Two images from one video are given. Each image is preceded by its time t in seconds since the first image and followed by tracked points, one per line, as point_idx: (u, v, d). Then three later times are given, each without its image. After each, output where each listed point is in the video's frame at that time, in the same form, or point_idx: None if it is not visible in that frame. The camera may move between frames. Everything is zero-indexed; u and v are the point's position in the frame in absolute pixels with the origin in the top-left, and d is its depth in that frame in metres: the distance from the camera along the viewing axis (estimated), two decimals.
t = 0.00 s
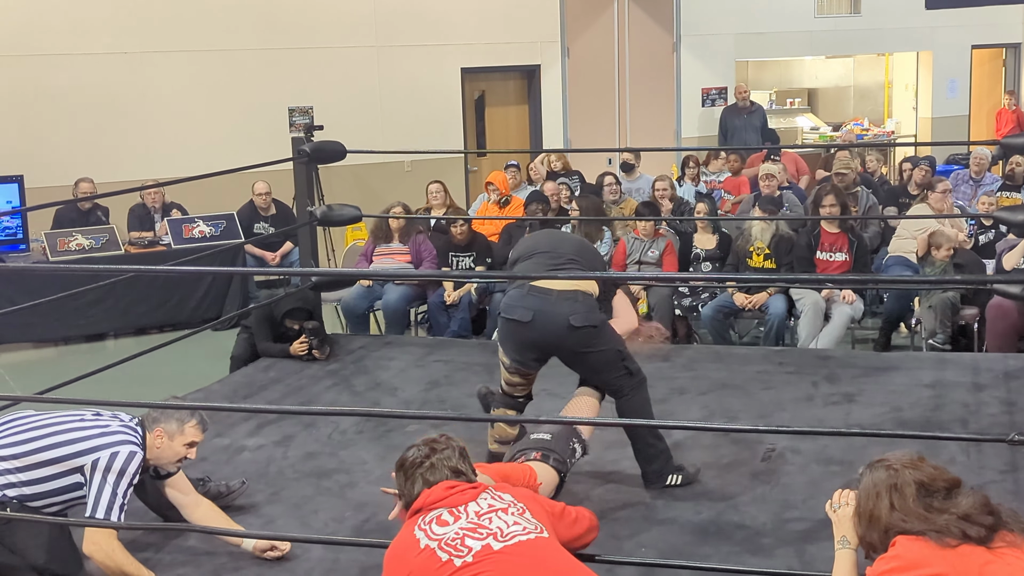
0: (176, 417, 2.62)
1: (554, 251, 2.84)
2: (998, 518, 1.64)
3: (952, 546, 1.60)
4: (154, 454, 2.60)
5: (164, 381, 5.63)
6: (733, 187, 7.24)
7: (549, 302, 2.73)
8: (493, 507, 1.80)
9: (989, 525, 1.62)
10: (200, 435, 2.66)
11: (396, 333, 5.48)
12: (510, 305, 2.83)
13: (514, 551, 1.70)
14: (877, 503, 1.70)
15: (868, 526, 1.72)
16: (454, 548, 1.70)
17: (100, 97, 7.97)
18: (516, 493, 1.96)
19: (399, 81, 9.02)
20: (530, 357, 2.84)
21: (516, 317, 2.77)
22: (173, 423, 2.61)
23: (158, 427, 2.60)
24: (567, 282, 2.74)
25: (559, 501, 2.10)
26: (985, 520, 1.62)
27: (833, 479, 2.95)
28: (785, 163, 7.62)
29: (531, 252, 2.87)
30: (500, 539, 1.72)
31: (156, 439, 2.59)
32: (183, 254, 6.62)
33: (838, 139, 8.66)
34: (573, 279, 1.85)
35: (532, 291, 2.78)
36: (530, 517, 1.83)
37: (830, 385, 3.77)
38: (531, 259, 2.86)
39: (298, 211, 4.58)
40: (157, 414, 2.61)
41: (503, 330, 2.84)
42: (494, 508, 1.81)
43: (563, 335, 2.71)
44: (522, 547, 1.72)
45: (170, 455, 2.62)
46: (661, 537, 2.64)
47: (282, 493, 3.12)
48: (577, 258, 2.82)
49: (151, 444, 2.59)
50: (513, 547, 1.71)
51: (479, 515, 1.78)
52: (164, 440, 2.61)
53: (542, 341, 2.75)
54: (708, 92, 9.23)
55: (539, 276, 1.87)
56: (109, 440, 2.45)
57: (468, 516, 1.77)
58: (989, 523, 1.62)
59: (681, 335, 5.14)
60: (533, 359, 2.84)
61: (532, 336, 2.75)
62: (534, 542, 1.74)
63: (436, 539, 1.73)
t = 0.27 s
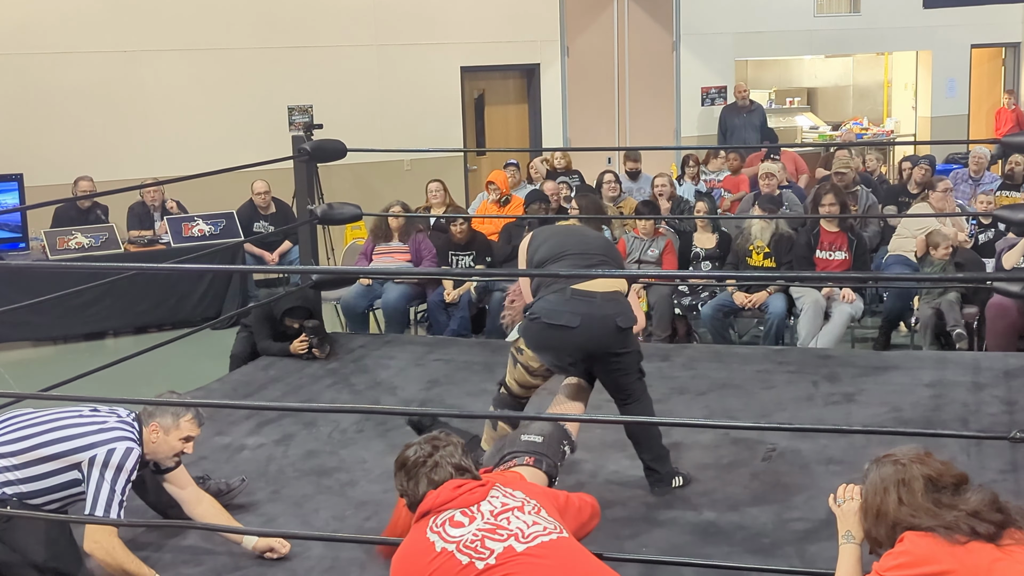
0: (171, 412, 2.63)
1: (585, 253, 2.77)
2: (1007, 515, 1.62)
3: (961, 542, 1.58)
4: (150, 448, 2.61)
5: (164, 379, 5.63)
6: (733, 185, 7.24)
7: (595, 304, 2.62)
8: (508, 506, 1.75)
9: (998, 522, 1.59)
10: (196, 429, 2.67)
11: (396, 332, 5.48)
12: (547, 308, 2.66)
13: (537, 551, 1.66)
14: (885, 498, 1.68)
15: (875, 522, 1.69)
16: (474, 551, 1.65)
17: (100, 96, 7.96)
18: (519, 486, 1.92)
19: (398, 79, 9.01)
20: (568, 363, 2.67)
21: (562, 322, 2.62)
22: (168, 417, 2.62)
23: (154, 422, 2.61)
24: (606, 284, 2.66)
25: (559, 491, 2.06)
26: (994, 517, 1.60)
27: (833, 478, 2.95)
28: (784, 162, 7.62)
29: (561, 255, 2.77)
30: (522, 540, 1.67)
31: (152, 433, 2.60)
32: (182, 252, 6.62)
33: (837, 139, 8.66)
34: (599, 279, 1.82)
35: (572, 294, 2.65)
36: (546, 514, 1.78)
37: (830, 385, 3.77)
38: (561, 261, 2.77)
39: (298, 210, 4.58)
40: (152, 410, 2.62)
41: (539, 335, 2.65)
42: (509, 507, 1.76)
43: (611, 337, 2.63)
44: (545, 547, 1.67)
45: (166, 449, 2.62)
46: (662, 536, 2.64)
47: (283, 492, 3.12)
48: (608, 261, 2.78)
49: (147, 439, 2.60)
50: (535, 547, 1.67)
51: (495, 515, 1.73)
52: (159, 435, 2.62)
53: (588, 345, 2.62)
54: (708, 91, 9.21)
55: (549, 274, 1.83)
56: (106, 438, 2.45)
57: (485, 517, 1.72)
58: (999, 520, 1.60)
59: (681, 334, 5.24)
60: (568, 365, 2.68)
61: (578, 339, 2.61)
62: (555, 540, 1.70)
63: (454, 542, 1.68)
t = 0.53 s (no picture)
0: (167, 407, 2.63)
1: (543, 259, 2.57)
2: (1013, 516, 1.59)
3: (967, 544, 1.55)
4: (148, 444, 2.61)
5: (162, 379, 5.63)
6: (732, 186, 7.24)
7: (549, 319, 2.50)
8: (518, 505, 1.72)
9: (1004, 524, 1.57)
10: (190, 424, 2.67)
11: (395, 333, 5.48)
12: (504, 324, 2.56)
13: (552, 554, 1.63)
14: (889, 498, 1.65)
15: (879, 522, 1.66)
16: (488, 554, 1.62)
17: (98, 95, 7.95)
18: (525, 480, 1.89)
19: (397, 80, 9.00)
20: (531, 379, 2.57)
21: (517, 339, 2.52)
22: (164, 414, 2.62)
23: (150, 419, 2.60)
24: (564, 294, 2.51)
25: (566, 483, 2.02)
26: (1001, 519, 1.57)
27: (833, 479, 2.95)
28: (783, 163, 7.62)
29: (517, 263, 2.58)
30: (536, 543, 1.64)
31: (149, 430, 2.60)
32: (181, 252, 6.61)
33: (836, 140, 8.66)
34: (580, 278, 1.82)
35: (528, 307, 2.53)
36: (556, 513, 1.76)
37: (829, 385, 3.77)
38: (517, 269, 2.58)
39: (297, 210, 4.57)
40: (148, 405, 2.62)
41: (499, 352, 2.57)
42: (519, 506, 1.72)
43: (567, 354, 2.51)
44: (561, 549, 1.64)
45: (165, 443, 2.63)
46: (660, 537, 2.63)
47: (281, 493, 3.12)
48: (566, 265, 2.57)
49: (145, 435, 2.60)
50: (550, 549, 1.64)
51: (505, 515, 1.69)
52: (157, 430, 2.62)
53: (546, 362, 2.52)
54: (707, 92, 9.24)
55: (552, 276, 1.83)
56: (99, 435, 2.44)
57: (496, 517, 1.68)
58: (1005, 522, 1.57)
59: (680, 335, 5.22)
60: (532, 381, 2.58)
61: (533, 358, 2.52)
62: (570, 542, 1.67)
63: (465, 543, 1.65)
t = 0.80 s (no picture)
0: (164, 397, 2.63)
1: (557, 259, 2.57)
2: (1020, 517, 1.59)
3: (976, 545, 1.55)
4: (144, 434, 2.62)
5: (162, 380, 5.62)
6: (733, 186, 7.24)
7: (561, 320, 2.50)
8: (552, 514, 1.66)
9: (1011, 525, 1.57)
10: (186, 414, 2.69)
11: (396, 332, 5.48)
12: (515, 324, 2.56)
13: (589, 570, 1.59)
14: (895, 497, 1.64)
15: (884, 521, 1.66)
16: (524, 568, 1.58)
17: (100, 95, 7.95)
18: (555, 482, 1.81)
19: (399, 80, 9.01)
20: (540, 380, 2.57)
21: (529, 340, 2.51)
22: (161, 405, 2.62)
23: (146, 409, 2.60)
24: (577, 296, 2.51)
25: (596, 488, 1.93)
26: (1009, 520, 1.57)
27: (834, 479, 2.95)
28: (784, 163, 7.62)
29: (531, 262, 2.57)
30: (574, 558, 1.60)
31: (145, 420, 2.60)
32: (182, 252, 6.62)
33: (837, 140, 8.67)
34: (581, 279, 1.82)
35: (540, 309, 2.52)
36: (589, 520, 1.70)
37: (830, 385, 3.77)
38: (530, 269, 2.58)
39: (298, 210, 4.57)
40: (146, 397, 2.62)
41: (509, 353, 2.57)
42: (553, 515, 1.67)
43: (579, 355, 2.50)
44: (599, 566, 1.60)
45: (161, 433, 2.63)
46: (662, 537, 2.63)
47: (283, 492, 3.12)
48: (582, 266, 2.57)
49: (139, 424, 2.60)
50: (588, 566, 1.60)
51: (539, 525, 1.64)
52: (153, 420, 2.61)
53: (556, 363, 2.51)
54: (708, 92, 9.26)
55: (553, 275, 1.83)
56: (97, 431, 2.43)
57: (530, 527, 1.63)
58: (1012, 523, 1.57)
59: (681, 335, 5.23)
60: (542, 382, 2.58)
61: (545, 359, 2.51)
62: (607, 557, 1.63)
63: (499, 555, 1.60)
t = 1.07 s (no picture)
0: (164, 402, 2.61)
1: (566, 266, 2.57)
2: None
3: (982, 543, 1.54)
4: (146, 439, 2.61)
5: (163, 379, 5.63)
6: (734, 185, 7.24)
7: (570, 330, 2.49)
8: (597, 513, 1.61)
9: (1018, 523, 1.57)
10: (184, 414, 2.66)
11: (397, 332, 5.48)
12: (522, 331, 2.55)
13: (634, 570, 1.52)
14: (901, 495, 1.65)
15: (891, 519, 1.66)
16: (570, 560, 1.51)
17: (100, 94, 7.95)
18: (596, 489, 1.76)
19: (399, 79, 9.01)
20: (544, 387, 2.58)
21: (536, 348, 2.51)
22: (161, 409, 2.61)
23: (147, 415, 2.59)
24: (585, 305, 2.51)
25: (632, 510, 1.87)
26: (1015, 519, 1.57)
27: (834, 478, 2.95)
28: (785, 162, 7.62)
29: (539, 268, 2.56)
30: (619, 556, 1.53)
31: (147, 425, 2.60)
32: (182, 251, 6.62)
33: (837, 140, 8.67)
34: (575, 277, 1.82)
35: (547, 317, 2.51)
36: (633, 525, 1.64)
37: (831, 385, 3.77)
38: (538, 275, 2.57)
39: (299, 210, 4.56)
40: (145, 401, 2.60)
41: (515, 360, 2.57)
42: (598, 514, 1.61)
43: (585, 364, 2.50)
44: (645, 567, 1.53)
45: (164, 437, 2.63)
46: (662, 537, 2.63)
47: (283, 491, 3.12)
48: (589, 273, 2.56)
49: (140, 431, 2.60)
50: (634, 565, 1.53)
51: (586, 520, 1.58)
52: (156, 425, 2.61)
53: (563, 371, 2.52)
54: (709, 91, 9.27)
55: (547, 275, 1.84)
56: (93, 432, 2.42)
57: (576, 522, 1.57)
58: (1018, 522, 1.57)
59: (682, 335, 5.20)
60: (545, 388, 2.59)
61: (552, 368, 2.52)
62: (652, 560, 1.56)
63: (546, 544, 1.54)
